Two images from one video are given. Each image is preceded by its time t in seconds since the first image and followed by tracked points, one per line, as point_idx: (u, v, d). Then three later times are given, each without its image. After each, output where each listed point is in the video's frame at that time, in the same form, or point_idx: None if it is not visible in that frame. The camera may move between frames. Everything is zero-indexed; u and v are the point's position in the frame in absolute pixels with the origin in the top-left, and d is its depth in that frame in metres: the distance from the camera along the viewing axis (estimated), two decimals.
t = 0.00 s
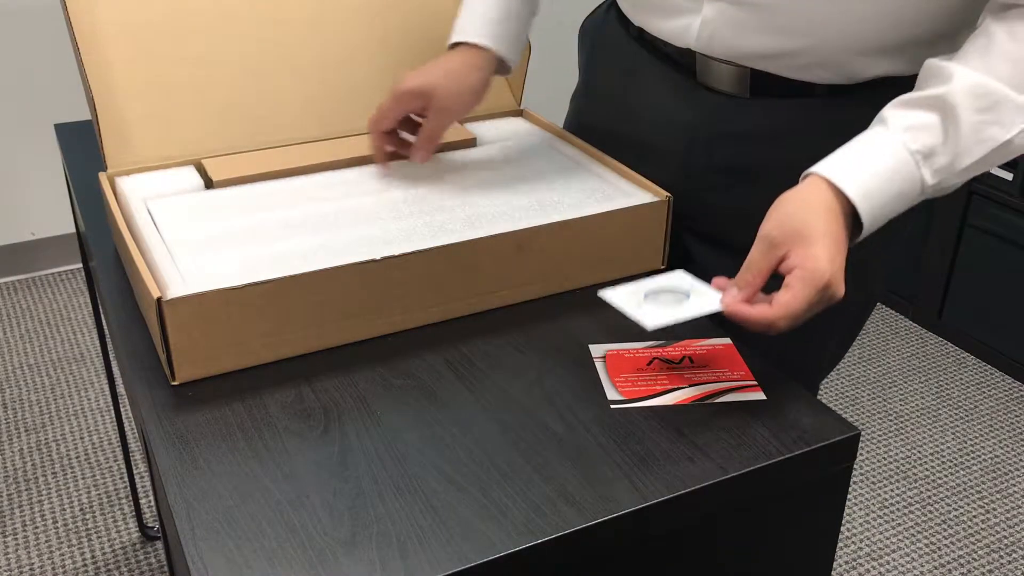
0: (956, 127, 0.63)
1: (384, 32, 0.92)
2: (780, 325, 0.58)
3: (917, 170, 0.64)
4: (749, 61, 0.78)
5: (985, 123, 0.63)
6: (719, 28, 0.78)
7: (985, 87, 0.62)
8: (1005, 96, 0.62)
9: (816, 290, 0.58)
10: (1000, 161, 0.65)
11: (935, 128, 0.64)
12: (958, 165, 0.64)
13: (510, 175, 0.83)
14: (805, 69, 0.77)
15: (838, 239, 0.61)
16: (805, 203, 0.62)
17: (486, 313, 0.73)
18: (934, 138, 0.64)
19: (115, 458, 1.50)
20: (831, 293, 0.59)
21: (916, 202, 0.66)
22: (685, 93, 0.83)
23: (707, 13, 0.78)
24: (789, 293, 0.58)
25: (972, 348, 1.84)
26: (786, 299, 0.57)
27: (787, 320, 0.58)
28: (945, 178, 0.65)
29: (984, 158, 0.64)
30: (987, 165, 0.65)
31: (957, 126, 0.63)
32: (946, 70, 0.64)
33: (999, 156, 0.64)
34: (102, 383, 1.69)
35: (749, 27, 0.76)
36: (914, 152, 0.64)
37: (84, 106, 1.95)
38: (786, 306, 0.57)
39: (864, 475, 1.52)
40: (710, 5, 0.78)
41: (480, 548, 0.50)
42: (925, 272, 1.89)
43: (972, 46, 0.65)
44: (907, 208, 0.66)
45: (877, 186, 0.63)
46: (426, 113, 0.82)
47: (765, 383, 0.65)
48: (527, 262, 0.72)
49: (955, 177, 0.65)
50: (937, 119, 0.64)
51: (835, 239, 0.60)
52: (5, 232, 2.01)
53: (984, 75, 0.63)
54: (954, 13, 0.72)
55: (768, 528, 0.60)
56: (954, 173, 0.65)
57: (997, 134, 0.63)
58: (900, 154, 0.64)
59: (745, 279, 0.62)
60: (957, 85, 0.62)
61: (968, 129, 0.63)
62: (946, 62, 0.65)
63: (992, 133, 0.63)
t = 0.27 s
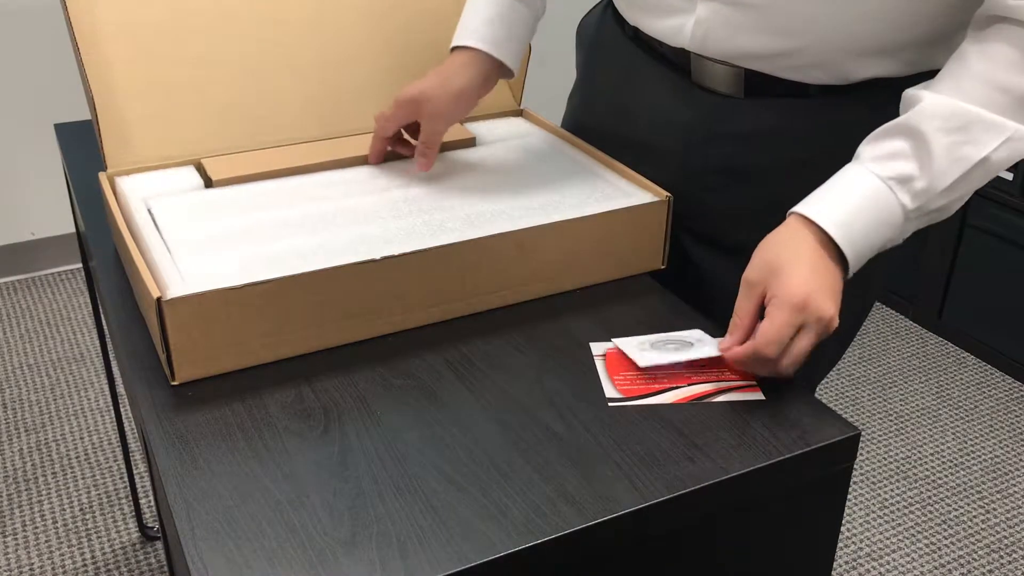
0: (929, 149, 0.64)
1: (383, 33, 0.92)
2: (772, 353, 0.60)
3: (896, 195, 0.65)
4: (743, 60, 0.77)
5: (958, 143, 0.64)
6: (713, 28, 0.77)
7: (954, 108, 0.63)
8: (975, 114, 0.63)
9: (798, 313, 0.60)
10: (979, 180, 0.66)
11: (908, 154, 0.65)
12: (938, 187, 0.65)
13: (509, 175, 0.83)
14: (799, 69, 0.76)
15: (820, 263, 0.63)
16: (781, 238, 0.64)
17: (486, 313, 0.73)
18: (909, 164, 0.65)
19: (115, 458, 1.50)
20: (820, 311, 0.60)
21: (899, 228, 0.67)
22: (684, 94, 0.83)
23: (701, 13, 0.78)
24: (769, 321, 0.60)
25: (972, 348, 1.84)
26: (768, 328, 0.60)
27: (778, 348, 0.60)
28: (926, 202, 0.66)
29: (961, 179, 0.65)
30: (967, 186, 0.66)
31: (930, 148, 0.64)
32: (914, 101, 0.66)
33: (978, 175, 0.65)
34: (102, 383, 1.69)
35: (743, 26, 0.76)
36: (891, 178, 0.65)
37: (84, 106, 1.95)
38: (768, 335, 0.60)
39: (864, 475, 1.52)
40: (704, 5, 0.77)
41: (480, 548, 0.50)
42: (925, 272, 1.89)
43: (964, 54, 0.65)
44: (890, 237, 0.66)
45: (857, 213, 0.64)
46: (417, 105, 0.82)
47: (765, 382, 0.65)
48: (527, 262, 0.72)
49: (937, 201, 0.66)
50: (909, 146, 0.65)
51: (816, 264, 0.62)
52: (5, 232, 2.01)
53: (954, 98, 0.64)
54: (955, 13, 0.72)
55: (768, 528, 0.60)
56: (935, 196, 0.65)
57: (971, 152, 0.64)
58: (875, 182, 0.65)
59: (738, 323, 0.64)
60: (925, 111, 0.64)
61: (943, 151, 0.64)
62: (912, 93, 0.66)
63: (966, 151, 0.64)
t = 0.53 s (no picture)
0: (927, 145, 0.63)
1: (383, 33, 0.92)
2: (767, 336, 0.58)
3: (896, 194, 0.64)
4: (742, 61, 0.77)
5: (956, 139, 0.63)
6: (713, 29, 0.77)
7: (951, 104, 0.63)
8: (973, 110, 0.62)
9: (791, 296, 0.59)
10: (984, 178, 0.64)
11: (908, 151, 0.65)
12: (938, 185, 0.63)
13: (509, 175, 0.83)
14: (800, 70, 0.76)
15: (818, 257, 0.62)
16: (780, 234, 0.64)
17: (486, 314, 0.73)
18: (909, 162, 0.64)
19: (115, 458, 1.50)
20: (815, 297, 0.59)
21: (903, 229, 0.66)
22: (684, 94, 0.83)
23: (701, 14, 0.78)
24: (763, 302, 0.59)
25: (973, 348, 1.84)
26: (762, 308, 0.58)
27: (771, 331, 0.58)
28: (928, 202, 0.64)
29: (964, 176, 0.64)
30: (972, 185, 0.65)
31: (928, 144, 0.63)
32: (915, 102, 0.66)
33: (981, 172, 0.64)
34: (102, 383, 1.69)
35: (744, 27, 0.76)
36: (890, 175, 0.64)
37: (84, 106, 1.95)
38: (764, 315, 0.58)
39: (864, 475, 1.52)
40: (705, 6, 0.77)
41: (480, 548, 0.50)
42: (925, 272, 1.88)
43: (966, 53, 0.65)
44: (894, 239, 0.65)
45: (859, 210, 0.63)
46: (388, 84, 0.85)
47: (765, 382, 0.65)
48: (527, 262, 0.72)
49: (939, 199, 0.65)
50: (909, 143, 0.65)
51: (812, 257, 0.62)
52: (5, 231, 2.01)
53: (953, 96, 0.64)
54: (955, 13, 0.72)
55: (768, 527, 0.60)
56: (937, 195, 0.64)
57: (971, 147, 0.63)
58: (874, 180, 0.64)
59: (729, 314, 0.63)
60: (922, 107, 0.64)
61: (943, 147, 0.63)
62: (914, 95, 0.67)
63: (965, 147, 0.63)
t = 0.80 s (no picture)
0: (925, 96, 0.59)
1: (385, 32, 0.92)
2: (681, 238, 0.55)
3: (881, 138, 0.60)
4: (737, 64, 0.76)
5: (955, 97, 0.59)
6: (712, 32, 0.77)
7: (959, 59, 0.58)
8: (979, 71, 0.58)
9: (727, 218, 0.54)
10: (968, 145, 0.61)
11: (902, 98, 0.60)
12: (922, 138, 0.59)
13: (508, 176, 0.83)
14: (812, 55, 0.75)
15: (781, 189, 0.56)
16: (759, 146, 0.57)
17: (486, 314, 0.73)
18: (901, 109, 0.60)
19: (115, 458, 1.50)
20: (748, 230, 0.54)
21: (874, 177, 0.62)
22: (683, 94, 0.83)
23: (696, 15, 0.78)
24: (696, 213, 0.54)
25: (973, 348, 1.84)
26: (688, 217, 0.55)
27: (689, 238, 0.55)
28: (908, 152, 0.60)
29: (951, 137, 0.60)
30: (957, 147, 0.61)
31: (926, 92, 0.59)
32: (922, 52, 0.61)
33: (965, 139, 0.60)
34: (102, 383, 1.69)
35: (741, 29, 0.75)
36: (880, 118, 0.60)
37: (83, 106, 1.95)
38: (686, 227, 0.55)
39: (864, 475, 1.52)
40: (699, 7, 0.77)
41: (480, 548, 0.50)
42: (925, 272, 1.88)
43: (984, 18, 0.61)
44: (863, 180, 0.61)
45: (841, 146, 0.58)
46: None
47: (765, 382, 0.65)
48: (527, 263, 0.72)
49: (919, 152, 0.60)
50: (907, 90, 0.60)
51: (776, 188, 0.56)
52: (5, 232, 2.01)
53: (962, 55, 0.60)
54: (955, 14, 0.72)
55: (768, 527, 0.60)
56: (919, 148, 0.60)
57: (966, 109, 0.59)
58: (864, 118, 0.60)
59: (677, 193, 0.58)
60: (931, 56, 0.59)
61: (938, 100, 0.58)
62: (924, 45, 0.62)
63: (961, 107, 0.59)
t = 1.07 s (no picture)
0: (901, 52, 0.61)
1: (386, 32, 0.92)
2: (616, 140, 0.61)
3: (852, 89, 0.63)
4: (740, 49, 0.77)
5: (930, 58, 0.61)
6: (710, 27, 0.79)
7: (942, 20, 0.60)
8: (956, 37, 0.60)
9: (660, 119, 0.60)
10: (934, 109, 0.63)
11: (881, 50, 0.62)
12: (891, 94, 0.62)
13: (509, 176, 0.83)
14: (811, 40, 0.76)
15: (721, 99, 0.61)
16: (711, 57, 0.62)
17: (486, 314, 0.73)
18: (877, 61, 0.62)
19: (115, 458, 1.50)
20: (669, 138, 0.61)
21: (841, 125, 0.65)
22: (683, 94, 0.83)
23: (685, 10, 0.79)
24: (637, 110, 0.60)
25: (973, 349, 1.84)
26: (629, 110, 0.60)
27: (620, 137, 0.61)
28: (877, 107, 0.64)
29: (918, 98, 0.63)
30: (925, 109, 0.64)
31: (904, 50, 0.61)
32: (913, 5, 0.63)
33: (932, 103, 0.63)
34: (102, 383, 1.69)
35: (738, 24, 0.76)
36: (857, 68, 0.62)
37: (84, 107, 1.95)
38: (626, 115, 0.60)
39: (864, 474, 1.52)
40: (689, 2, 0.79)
41: (480, 548, 0.50)
42: (925, 272, 1.89)
43: None
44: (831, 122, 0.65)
45: (813, 85, 0.62)
46: None
47: (765, 382, 0.65)
48: (527, 263, 0.72)
49: (885, 108, 0.64)
50: (886, 45, 0.63)
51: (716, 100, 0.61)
52: (5, 232, 2.01)
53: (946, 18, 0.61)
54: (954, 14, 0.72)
55: (768, 528, 0.60)
56: (887, 104, 0.63)
57: (936, 73, 0.61)
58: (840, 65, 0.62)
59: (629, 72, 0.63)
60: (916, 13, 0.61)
61: (914, 61, 0.61)
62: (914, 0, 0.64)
63: (933, 70, 0.61)
